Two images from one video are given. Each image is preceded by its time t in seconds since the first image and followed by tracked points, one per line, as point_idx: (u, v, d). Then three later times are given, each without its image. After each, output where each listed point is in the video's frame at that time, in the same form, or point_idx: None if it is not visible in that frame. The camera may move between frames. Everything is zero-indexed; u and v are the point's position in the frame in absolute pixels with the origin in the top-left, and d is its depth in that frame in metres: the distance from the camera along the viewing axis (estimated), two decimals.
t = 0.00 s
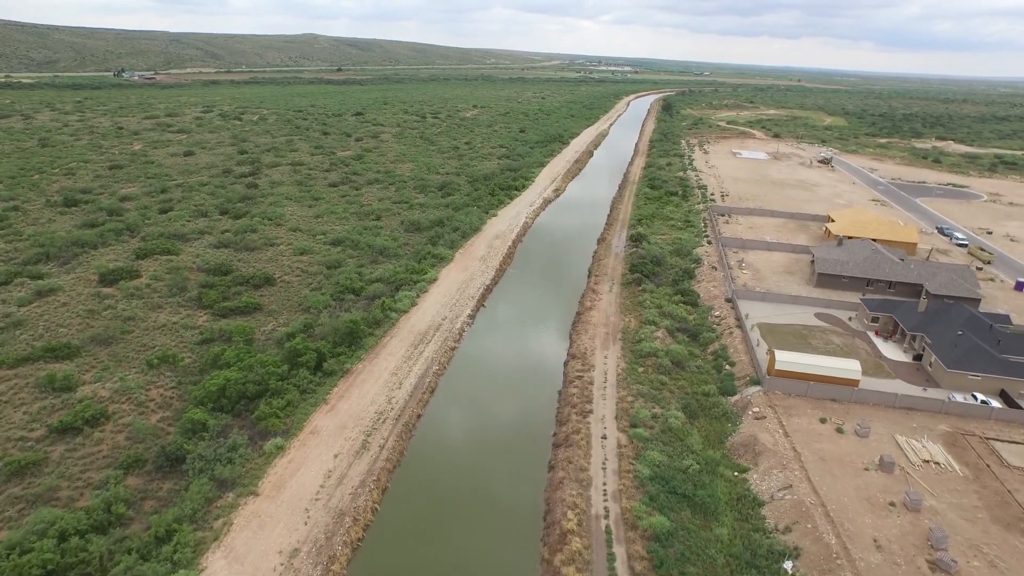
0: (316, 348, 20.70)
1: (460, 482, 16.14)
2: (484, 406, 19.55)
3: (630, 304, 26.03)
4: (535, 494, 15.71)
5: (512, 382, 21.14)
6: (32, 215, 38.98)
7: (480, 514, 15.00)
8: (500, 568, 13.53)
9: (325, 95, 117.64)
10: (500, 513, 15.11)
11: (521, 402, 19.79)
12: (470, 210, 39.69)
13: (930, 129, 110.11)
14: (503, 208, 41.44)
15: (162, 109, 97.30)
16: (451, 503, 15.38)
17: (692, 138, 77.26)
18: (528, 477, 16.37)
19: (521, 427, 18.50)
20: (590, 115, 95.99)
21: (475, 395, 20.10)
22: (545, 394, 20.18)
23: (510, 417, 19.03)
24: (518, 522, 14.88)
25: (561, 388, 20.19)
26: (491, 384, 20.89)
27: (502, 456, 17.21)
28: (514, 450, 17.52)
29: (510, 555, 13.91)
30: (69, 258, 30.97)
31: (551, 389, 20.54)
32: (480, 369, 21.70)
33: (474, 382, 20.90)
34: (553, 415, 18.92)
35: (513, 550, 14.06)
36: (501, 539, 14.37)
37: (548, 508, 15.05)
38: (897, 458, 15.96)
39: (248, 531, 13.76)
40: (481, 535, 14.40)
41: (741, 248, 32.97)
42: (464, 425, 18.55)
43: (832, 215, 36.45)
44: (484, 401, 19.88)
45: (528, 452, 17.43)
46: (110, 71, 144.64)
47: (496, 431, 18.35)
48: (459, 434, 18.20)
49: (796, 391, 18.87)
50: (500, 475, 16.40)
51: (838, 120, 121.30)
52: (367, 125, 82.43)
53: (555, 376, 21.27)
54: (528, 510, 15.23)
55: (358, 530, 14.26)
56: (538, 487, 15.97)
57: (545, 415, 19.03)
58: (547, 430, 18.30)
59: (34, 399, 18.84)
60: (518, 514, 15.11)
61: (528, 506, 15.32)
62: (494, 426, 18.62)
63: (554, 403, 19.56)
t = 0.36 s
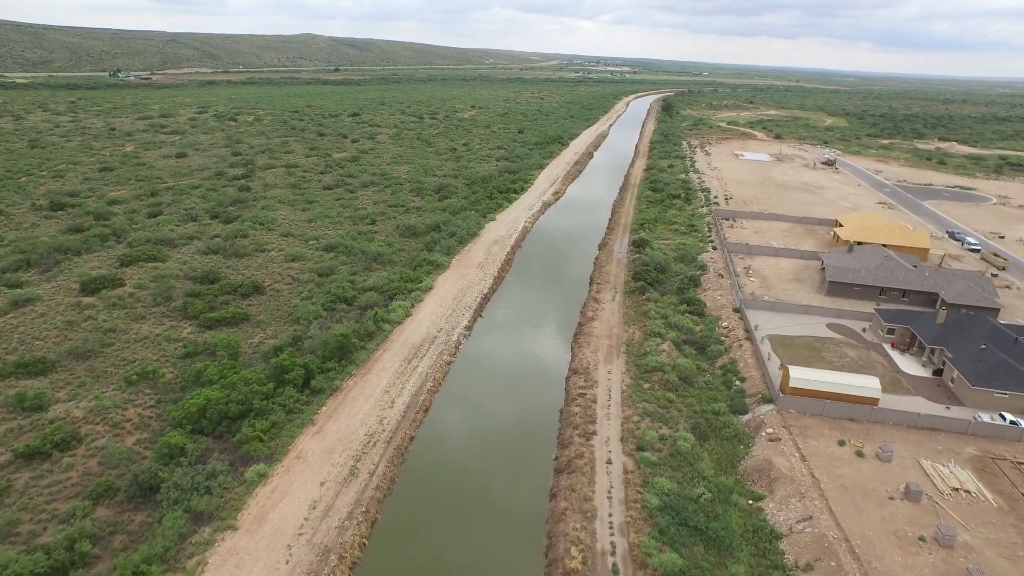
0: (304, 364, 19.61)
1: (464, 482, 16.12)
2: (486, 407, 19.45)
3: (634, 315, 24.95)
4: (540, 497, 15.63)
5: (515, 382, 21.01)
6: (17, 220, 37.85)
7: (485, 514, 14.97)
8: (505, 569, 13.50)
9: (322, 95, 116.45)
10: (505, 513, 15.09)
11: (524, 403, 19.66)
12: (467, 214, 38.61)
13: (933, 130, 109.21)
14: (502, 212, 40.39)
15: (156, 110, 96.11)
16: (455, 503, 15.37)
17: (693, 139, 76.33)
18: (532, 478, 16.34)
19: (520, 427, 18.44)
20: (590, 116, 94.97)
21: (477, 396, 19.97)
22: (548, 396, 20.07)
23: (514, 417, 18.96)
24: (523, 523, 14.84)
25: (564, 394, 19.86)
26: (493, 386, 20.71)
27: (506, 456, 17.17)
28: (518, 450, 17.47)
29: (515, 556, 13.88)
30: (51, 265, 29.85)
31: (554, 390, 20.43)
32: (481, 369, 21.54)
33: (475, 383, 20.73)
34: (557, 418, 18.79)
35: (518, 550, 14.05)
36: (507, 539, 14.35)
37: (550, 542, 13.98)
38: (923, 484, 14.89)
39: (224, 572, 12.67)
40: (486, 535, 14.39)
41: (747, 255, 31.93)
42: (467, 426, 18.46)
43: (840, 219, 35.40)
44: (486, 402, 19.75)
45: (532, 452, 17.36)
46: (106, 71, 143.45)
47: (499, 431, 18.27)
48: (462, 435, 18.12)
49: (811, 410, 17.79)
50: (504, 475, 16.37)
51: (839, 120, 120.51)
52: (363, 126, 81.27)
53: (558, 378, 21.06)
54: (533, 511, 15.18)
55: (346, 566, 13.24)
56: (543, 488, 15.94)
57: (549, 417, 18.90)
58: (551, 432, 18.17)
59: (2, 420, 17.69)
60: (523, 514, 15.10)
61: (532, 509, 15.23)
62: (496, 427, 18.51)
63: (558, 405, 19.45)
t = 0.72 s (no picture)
0: (288, 383, 18.44)
1: (467, 482, 16.10)
2: (488, 408, 19.37)
3: (636, 326, 23.88)
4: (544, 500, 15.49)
5: (516, 384, 20.93)
6: None
7: (487, 513, 14.96)
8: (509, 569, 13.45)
9: (317, 96, 115.08)
10: (509, 512, 15.10)
11: (525, 404, 19.62)
12: (462, 218, 37.46)
13: (933, 130, 108.41)
14: (498, 215, 39.28)
15: (148, 111, 94.64)
16: (459, 502, 15.38)
17: (693, 140, 75.38)
18: (535, 478, 16.30)
19: (519, 428, 18.37)
20: (588, 117, 93.89)
21: (478, 397, 19.88)
22: (551, 397, 19.96)
23: (516, 418, 18.90)
24: (525, 523, 14.80)
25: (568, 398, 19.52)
26: (494, 386, 20.63)
27: (508, 456, 17.16)
28: (521, 450, 17.44)
29: (519, 556, 13.83)
30: (27, 273, 28.57)
31: (557, 391, 20.30)
32: (481, 370, 21.46)
33: (477, 384, 20.61)
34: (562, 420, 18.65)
35: (523, 550, 14.01)
36: (509, 539, 14.30)
37: None
38: (953, 517, 13.83)
39: None
40: (489, 534, 14.39)
41: (752, 261, 30.88)
42: (469, 426, 18.39)
43: (847, 223, 34.35)
44: (486, 403, 19.68)
45: (535, 453, 17.31)
46: (99, 71, 141.85)
47: (501, 432, 18.21)
48: (464, 436, 18.06)
49: (828, 431, 16.71)
50: (506, 475, 16.37)
51: (838, 121, 119.76)
52: (358, 127, 79.97)
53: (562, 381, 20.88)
54: (537, 511, 15.13)
55: None
56: (547, 489, 15.87)
57: (553, 420, 18.76)
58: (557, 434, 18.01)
59: None
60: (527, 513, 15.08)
61: (533, 509, 15.18)
62: (498, 427, 18.47)
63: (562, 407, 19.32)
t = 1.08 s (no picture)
0: (270, 405, 17.24)
1: (468, 482, 15.98)
2: (489, 407, 19.16)
3: (640, 340, 22.79)
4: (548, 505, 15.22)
5: (517, 384, 20.69)
6: None
7: (489, 514, 14.82)
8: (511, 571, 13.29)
9: (311, 96, 113.61)
10: (510, 512, 14.97)
11: (527, 404, 19.37)
12: (458, 223, 36.26)
13: (933, 130, 107.55)
14: (495, 220, 38.15)
15: (138, 112, 93.06)
16: (459, 502, 15.27)
17: (692, 141, 74.31)
18: (537, 478, 16.13)
19: (518, 428, 18.16)
20: (586, 117, 92.72)
21: (479, 397, 19.63)
22: (553, 397, 19.72)
23: (517, 418, 18.71)
24: (525, 522, 14.67)
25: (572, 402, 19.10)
26: (495, 387, 20.37)
27: (509, 456, 16.99)
28: (523, 450, 17.29)
29: (520, 558, 13.67)
30: None
31: (557, 392, 20.03)
32: (481, 370, 21.27)
33: (477, 385, 20.35)
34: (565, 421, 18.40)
35: (524, 551, 13.88)
36: (511, 541, 14.15)
37: None
38: (990, 557, 12.76)
39: None
40: (490, 534, 14.25)
41: (757, 268, 29.78)
42: (469, 426, 18.18)
43: (855, 228, 33.30)
44: (486, 403, 19.45)
45: (536, 454, 17.12)
46: (91, 71, 140.05)
47: (502, 432, 18.01)
48: (464, 436, 17.87)
49: (848, 457, 15.59)
50: (507, 475, 16.21)
51: (837, 121, 118.96)
52: (352, 128, 78.60)
53: (565, 382, 20.55)
54: (539, 512, 14.98)
55: None
56: (549, 489, 15.71)
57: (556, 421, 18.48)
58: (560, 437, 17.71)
59: None
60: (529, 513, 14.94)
61: (534, 509, 15.04)
62: (498, 426, 18.27)
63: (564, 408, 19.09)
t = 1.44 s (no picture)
0: (251, 431, 15.99)
1: (468, 482, 16.02)
2: (490, 408, 19.17)
3: (646, 356, 21.61)
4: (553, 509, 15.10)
5: (518, 385, 20.70)
6: None
7: (488, 514, 14.85)
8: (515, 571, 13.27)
9: (308, 96, 112.31)
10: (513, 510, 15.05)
11: (526, 406, 19.41)
12: (455, 228, 35.04)
13: (936, 131, 106.55)
14: (493, 225, 36.97)
15: (132, 112, 91.69)
16: (461, 502, 15.34)
17: (693, 142, 73.20)
18: (539, 478, 16.16)
19: (518, 430, 18.19)
20: (585, 118, 91.61)
21: (478, 398, 19.62)
22: (553, 399, 19.74)
23: (517, 419, 18.75)
24: (525, 522, 14.70)
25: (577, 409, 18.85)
26: (495, 389, 20.35)
27: (509, 457, 17.03)
28: (525, 450, 17.35)
29: (523, 557, 13.67)
30: None
31: (556, 394, 20.05)
32: (480, 371, 21.29)
33: (476, 386, 20.37)
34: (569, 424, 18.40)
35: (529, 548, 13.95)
36: (514, 541, 14.15)
37: None
38: None
39: None
40: (494, 534, 14.29)
41: (766, 277, 28.62)
42: (470, 427, 18.18)
43: (866, 234, 32.12)
44: (485, 403, 19.46)
45: (535, 454, 17.16)
46: (86, 71, 138.57)
47: (502, 433, 18.04)
48: (464, 435, 17.88)
49: (875, 489, 14.41)
50: (509, 475, 16.27)
51: (838, 122, 117.97)
52: (348, 129, 77.35)
53: (567, 385, 20.49)
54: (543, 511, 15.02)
55: None
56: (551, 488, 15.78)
57: (559, 424, 18.44)
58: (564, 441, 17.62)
59: None
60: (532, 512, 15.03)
61: (534, 510, 15.05)
62: (497, 428, 18.28)
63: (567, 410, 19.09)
